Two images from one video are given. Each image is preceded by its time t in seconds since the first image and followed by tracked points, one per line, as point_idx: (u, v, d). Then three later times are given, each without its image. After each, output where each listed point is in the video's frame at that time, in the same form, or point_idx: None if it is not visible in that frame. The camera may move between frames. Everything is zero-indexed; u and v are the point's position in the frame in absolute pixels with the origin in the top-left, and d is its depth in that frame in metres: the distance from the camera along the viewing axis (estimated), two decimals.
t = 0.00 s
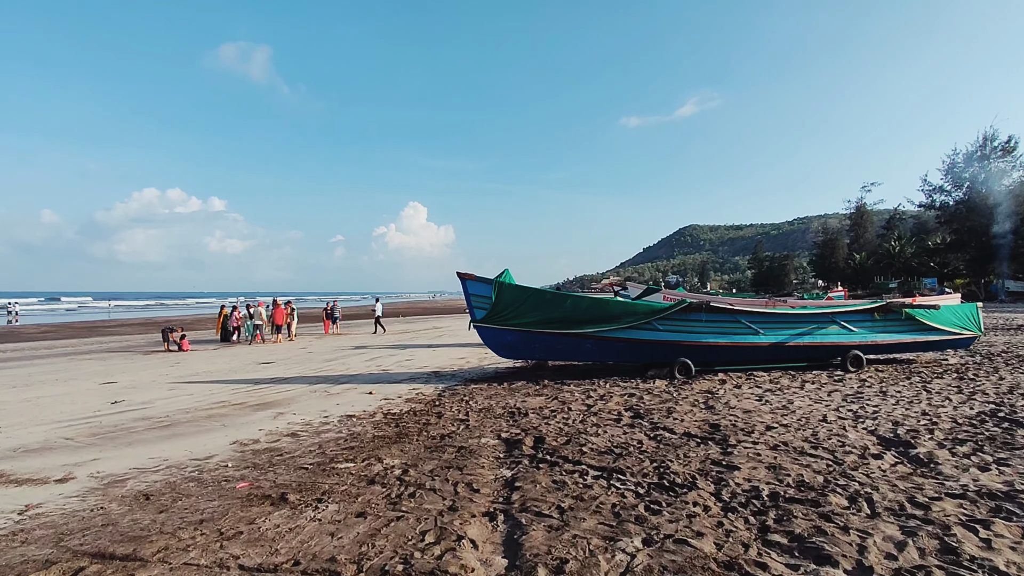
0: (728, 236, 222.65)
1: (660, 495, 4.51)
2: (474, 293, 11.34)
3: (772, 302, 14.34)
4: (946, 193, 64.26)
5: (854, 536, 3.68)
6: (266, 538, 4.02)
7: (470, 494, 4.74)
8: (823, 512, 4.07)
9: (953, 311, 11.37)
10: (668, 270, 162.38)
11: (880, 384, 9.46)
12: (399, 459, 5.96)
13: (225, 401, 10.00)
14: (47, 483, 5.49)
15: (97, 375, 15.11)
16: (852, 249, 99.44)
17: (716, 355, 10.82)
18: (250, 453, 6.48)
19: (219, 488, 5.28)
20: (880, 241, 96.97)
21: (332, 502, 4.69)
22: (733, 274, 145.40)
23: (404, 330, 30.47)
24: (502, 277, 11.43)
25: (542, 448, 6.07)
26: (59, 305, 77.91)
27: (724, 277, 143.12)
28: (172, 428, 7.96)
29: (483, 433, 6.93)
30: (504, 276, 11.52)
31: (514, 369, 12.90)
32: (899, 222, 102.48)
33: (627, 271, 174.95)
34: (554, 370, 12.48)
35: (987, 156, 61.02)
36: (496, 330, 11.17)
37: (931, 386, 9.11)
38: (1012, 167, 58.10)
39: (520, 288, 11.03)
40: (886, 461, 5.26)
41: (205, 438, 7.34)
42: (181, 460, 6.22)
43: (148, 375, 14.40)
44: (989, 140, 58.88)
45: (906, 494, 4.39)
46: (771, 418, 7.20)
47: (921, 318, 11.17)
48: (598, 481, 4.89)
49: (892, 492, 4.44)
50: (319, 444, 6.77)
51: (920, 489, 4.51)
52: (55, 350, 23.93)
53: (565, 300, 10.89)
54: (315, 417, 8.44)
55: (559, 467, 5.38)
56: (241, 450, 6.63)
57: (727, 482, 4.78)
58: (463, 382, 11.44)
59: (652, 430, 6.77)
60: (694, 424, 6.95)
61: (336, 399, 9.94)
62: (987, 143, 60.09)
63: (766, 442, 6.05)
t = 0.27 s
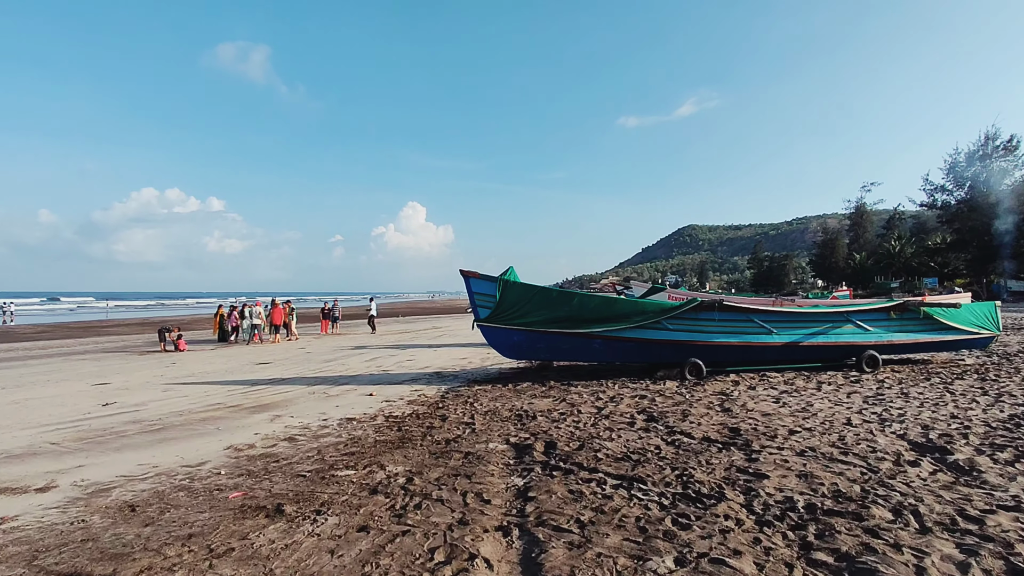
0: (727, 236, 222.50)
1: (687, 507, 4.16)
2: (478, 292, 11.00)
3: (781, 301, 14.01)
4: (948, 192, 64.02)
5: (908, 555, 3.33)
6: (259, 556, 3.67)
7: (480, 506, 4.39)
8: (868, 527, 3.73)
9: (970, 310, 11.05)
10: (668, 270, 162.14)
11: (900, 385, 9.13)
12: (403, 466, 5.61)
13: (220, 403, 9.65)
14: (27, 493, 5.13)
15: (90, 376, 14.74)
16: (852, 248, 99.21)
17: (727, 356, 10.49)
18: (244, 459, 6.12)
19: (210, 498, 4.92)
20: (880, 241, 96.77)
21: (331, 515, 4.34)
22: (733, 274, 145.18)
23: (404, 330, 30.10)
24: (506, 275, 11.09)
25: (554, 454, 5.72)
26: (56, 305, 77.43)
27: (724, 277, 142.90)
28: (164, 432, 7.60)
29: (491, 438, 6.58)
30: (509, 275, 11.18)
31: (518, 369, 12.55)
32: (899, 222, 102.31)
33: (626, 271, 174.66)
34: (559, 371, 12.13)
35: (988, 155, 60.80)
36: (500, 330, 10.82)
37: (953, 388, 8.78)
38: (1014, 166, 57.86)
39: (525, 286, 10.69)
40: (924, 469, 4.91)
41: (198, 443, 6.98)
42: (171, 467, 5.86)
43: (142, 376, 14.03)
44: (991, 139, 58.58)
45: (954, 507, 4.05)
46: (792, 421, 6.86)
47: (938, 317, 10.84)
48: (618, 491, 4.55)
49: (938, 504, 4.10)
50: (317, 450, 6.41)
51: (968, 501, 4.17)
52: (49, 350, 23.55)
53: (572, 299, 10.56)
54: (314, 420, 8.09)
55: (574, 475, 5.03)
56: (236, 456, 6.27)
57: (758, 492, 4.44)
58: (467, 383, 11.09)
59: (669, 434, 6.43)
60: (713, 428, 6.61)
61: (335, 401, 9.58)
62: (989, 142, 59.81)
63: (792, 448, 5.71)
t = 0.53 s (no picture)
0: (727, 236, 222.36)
1: (725, 532, 3.78)
2: (483, 292, 10.63)
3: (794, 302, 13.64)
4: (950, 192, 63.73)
5: None
6: None
7: (496, 530, 4.01)
8: (930, 556, 3.35)
9: (993, 311, 10.68)
10: (667, 270, 161.86)
11: (924, 390, 8.78)
12: (409, 480, 5.23)
13: (216, 409, 9.26)
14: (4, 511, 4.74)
15: (83, 379, 14.33)
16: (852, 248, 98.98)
17: (741, 358, 10.15)
18: (240, 472, 5.73)
19: (201, 518, 4.53)
20: (880, 241, 96.53)
21: (333, 539, 3.96)
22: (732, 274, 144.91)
23: (404, 331, 29.73)
24: (512, 275, 10.73)
25: (571, 467, 5.35)
26: (53, 305, 76.95)
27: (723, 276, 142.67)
28: (155, 441, 7.21)
29: (501, 448, 6.20)
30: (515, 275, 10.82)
31: (524, 373, 12.18)
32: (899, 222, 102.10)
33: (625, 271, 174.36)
34: (566, 374, 11.76)
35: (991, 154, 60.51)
36: (506, 332, 10.45)
37: (980, 393, 8.41)
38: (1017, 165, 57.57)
39: (532, 286, 10.33)
40: (976, 486, 4.53)
41: (191, 453, 6.60)
42: (161, 481, 5.48)
43: (137, 379, 13.63)
44: (994, 138, 58.24)
45: (1020, 532, 3.67)
46: (819, 430, 6.49)
47: (959, 318, 10.48)
48: (646, 512, 4.17)
49: (1002, 528, 3.72)
50: (317, 462, 6.02)
51: None
52: (44, 351, 23.16)
53: (581, 300, 10.20)
54: (313, 428, 7.71)
55: (594, 492, 4.66)
56: (231, 468, 5.88)
57: (799, 513, 4.07)
58: (472, 387, 10.72)
59: (690, 444, 6.06)
60: (737, 438, 6.24)
61: (336, 406, 9.21)
62: (991, 141, 59.47)
63: (825, 461, 5.33)
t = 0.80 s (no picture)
0: (726, 234, 222.17)
1: (771, 550, 3.44)
2: (490, 290, 10.27)
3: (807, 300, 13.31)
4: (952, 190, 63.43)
5: None
6: None
7: (517, 546, 3.66)
8: None
9: (1015, 309, 10.36)
10: (667, 269, 161.54)
11: (949, 390, 8.44)
12: (419, 489, 4.88)
13: (213, 410, 8.91)
14: None
15: (77, 379, 13.95)
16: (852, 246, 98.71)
17: (757, 357, 9.81)
18: (237, 479, 5.38)
19: (195, 531, 4.18)
20: (881, 240, 96.29)
21: (339, 556, 3.62)
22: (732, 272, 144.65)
23: (404, 329, 29.36)
24: (520, 272, 10.38)
25: (592, 474, 4.99)
26: (51, 304, 76.51)
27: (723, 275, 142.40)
28: (148, 446, 6.85)
29: (514, 453, 5.86)
30: (522, 271, 10.48)
31: (530, 373, 11.83)
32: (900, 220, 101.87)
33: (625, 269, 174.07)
34: (575, 374, 11.41)
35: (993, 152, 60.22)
36: (514, 330, 10.09)
37: (1010, 394, 8.07)
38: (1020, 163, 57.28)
39: (541, 283, 9.99)
40: None
41: (185, 458, 6.24)
42: (153, 489, 5.12)
43: (132, 379, 13.25)
44: (996, 136, 57.93)
45: None
46: (850, 433, 6.15)
47: (981, 316, 10.15)
48: (680, 526, 3.83)
49: None
50: (319, 468, 5.67)
51: None
52: (39, 351, 22.77)
53: (591, 297, 9.85)
54: (315, 431, 7.36)
55: (620, 502, 4.31)
56: (227, 475, 5.53)
57: (848, 527, 3.73)
58: (478, 388, 10.37)
59: (715, 449, 5.72)
60: (764, 442, 5.89)
61: (337, 408, 8.85)
62: (994, 138, 59.13)
63: (863, 467, 4.99)
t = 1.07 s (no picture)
0: (725, 232, 222.00)
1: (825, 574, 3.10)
2: (495, 287, 9.94)
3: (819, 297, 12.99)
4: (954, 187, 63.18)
5: None
6: None
7: (541, 568, 3.32)
8: None
9: None
10: (666, 267, 161.30)
11: (975, 391, 8.13)
12: (429, 500, 4.54)
13: (209, 413, 8.55)
14: None
15: (70, 379, 13.59)
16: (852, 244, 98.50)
17: (773, 357, 9.49)
18: (233, 489, 5.03)
19: (186, 549, 3.84)
20: (880, 238, 96.11)
21: None
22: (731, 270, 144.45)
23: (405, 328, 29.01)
24: (527, 269, 10.04)
25: (614, 484, 4.66)
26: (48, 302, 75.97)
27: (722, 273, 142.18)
28: (140, 451, 6.50)
29: (528, 460, 5.52)
30: (530, 268, 10.14)
31: (537, 373, 11.49)
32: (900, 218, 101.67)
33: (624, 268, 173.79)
34: (583, 374, 11.07)
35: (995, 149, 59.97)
36: (521, 329, 9.75)
37: None
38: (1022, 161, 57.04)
39: (549, 280, 9.65)
40: None
41: (178, 465, 5.89)
42: (142, 500, 4.77)
43: (126, 380, 12.89)
44: (998, 133, 57.68)
45: None
46: (882, 438, 5.82)
47: (1004, 314, 9.84)
48: (719, 545, 3.50)
49: None
50: (321, 476, 5.33)
51: None
52: (33, 350, 22.39)
53: (601, 295, 9.51)
54: (316, 435, 7.02)
55: (649, 517, 3.97)
56: (223, 485, 5.18)
57: (904, 546, 3.39)
58: (483, 389, 10.03)
59: (742, 455, 5.38)
60: (792, 448, 5.56)
61: (339, 410, 8.51)
62: (996, 135, 58.80)
63: (905, 475, 4.66)
